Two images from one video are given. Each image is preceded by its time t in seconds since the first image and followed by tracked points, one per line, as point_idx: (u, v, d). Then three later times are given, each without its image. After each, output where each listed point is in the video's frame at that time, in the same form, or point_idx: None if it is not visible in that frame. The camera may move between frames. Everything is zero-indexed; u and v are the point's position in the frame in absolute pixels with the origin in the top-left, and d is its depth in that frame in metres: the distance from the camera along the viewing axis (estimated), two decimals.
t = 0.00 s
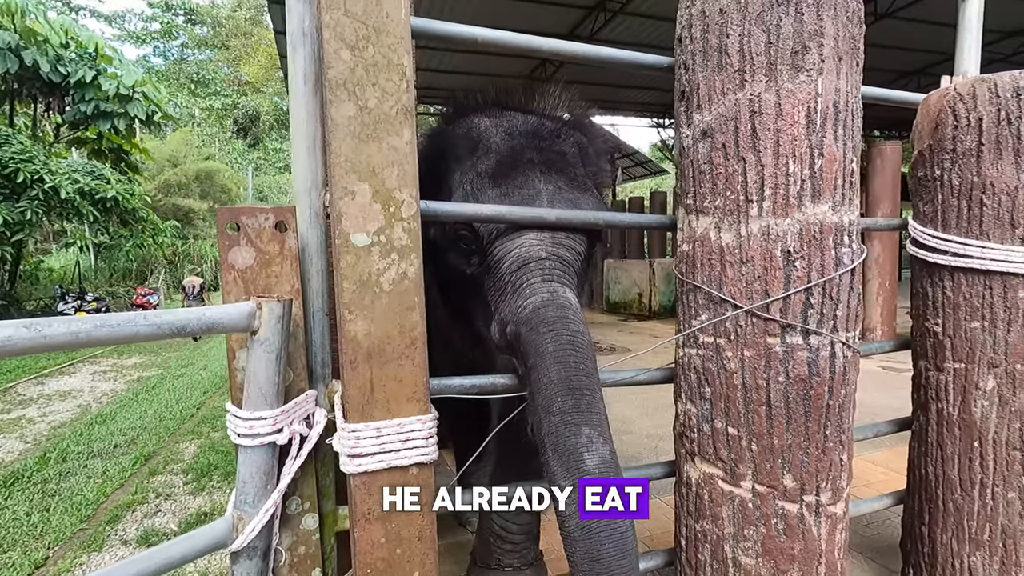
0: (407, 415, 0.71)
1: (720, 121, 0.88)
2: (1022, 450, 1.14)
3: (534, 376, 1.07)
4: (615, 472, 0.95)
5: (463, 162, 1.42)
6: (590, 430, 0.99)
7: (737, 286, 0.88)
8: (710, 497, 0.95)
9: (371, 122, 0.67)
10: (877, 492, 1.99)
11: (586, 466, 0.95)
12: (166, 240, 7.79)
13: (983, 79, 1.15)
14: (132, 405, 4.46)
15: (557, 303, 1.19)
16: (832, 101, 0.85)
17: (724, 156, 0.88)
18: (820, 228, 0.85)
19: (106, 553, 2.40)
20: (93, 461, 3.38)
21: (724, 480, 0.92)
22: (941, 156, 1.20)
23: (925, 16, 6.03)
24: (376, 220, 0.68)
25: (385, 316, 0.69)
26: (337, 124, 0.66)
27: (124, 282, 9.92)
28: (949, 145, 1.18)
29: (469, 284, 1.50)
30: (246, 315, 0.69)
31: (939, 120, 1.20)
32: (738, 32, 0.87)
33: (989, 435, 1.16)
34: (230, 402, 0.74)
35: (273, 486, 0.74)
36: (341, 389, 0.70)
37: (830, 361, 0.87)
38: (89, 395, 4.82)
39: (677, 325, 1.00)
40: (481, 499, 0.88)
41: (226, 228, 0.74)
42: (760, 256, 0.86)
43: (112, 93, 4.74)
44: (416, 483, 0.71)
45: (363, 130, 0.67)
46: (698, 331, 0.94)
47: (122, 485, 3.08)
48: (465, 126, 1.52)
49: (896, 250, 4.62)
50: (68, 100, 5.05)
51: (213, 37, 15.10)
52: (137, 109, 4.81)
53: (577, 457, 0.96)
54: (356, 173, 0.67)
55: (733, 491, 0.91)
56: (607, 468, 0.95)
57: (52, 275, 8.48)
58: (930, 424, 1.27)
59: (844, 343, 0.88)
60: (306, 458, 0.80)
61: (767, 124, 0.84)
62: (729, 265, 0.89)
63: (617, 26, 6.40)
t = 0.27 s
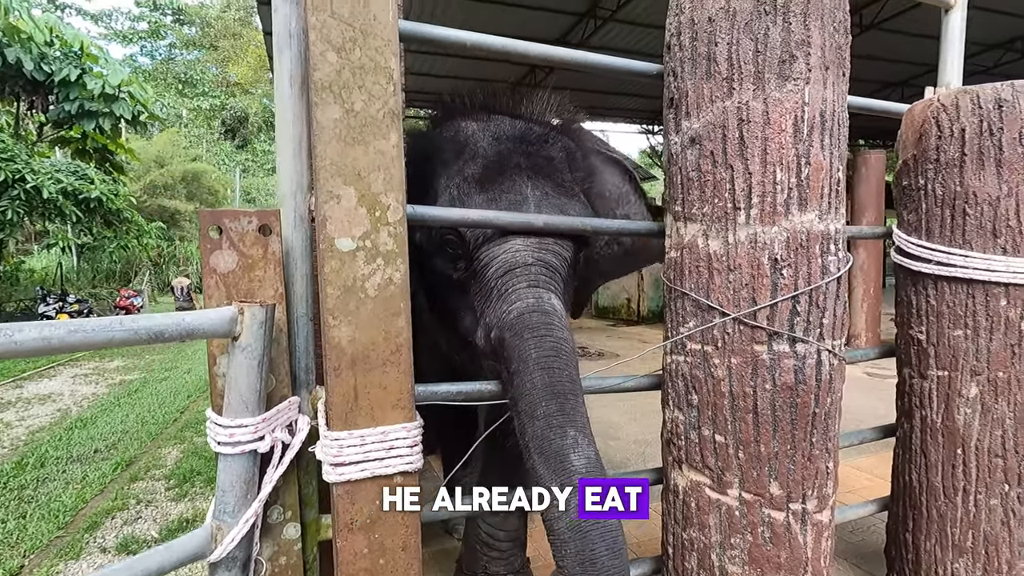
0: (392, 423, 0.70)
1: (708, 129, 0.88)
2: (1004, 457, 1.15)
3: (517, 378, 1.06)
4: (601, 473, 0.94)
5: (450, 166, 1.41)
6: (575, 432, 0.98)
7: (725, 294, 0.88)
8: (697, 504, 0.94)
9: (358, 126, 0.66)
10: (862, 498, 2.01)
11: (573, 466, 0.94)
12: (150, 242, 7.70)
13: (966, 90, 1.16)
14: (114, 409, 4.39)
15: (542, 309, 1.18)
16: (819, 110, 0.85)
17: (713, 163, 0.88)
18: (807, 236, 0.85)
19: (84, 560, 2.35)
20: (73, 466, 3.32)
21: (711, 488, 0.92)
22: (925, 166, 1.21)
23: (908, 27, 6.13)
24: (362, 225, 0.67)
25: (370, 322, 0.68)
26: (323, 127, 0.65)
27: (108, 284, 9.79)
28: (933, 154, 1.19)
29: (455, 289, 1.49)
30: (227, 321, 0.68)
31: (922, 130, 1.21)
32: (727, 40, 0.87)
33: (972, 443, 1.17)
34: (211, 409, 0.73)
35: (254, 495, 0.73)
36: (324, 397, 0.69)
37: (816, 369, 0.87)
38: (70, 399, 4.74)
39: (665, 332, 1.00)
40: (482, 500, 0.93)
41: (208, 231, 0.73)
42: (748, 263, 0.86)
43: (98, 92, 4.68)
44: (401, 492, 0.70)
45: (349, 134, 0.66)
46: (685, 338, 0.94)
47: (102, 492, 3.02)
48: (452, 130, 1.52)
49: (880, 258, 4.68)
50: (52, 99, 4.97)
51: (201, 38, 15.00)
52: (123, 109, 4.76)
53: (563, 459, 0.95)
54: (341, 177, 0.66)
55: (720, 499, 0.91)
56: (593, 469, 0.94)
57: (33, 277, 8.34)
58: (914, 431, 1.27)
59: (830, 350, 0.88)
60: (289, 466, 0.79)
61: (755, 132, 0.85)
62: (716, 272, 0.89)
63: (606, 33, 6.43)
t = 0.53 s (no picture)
0: (382, 439, 0.68)
1: (705, 142, 0.88)
2: (998, 473, 1.14)
3: (505, 385, 1.05)
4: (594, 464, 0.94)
5: (442, 176, 1.40)
6: (567, 423, 0.98)
7: (720, 308, 0.87)
8: (691, 521, 0.93)
9: (351, 137, 0.65)
10: (855, 511, 2.00)
11: (567, 451, 0.94)
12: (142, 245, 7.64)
13: (959, 107, 1.16)
14: (102, 414, 4.33)
15: (532, 319, 1.18)
16: (815, 126, 0.85)
17: (709, 177, 0.88)
18: (803, 252, 0.85)
19: (67, 570, 2.31)
20: (58, 473, 3.27)
21: (705, 504, 0.91)
22: (919, 181, 1.21)
23: (900, 41, 6.20)
24: (354, 238, 0.66)
25: (361, 336, 0.67)
26: (315, 137, 0.64)
27: (97, 286, 9.70)
28: (927, 169, 1.19)
29: (445, 301, 1.47)
30: (215, 334, 0.66)
31: (916, 145, 1.22)
32: (723, 54, 0.86)
33: (965, 459, 1.16)
34: (197, 424, 0.71)
35: (239, 512, 0.71)
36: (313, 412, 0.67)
37: (811, 385, 0.86)
38: (56, 403, 4.68)
39: (660, 345, 0.99)
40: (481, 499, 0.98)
41: (196, 240, 0.71)
42: (743, 278, 0.86)
43: (91, 93, 4.64)
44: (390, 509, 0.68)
45: (342, 144, 0.65)
46: (681, 352, 0.93)
47: (87, 499, 2.97)
48: (445, 140, 1.51)
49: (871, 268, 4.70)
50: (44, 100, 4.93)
51: (196, 41, 14.96)
52: (117, 110, 4.72)
53: (558, 447, 0.94)
54: (333, 189, 0.65)
55: (714, 516, 0.90)
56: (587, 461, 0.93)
57: (22, 279, 8.26)
58: (907, 446, 1.26)
59: (825, 367, 0.87)
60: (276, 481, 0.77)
61: (752, 147, 0.84)
62: (712, 286, 0.88)
63: (602, 42, 6.47)
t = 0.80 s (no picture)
0: (380, 446, 0.67)
1: (708, 145, 0.87)
2: (1001, 478, 1.13)
3: (503, 389, 1.03)
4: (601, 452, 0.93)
5: (439, 183, 1.39)
6: (570, 415, 0.97)
7: (723, 313, 0.86)
8: (692, 527, 0.92)
9: (349, 138, 0.64)
10: (856, 515, 1.99)
11: (573, 437, 0.92)
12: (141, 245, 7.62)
13: (963, 109, 1.15)
14: (99, 415, 4.32)
15: (530, 325, 1.17)
16: (819, 128, 0.84)
17: (712, 180, 0.87)
18: (807, 255, 0.84)
19: (63, 572, 2.29)
20: (55, 474, 3.25)
21: (708, 511, 0.90)
22: (922, 184, 1.20)
23: (899, 43, 6.19)
24: (352, 241, 0.65)
25: (359, 342, 0.66)
26: (313, 139, 0.63)
27: (96, 286, 9.68)
28: (930, 172, 1.18)
29: (441, 309, 1.46)
30: (210, 338, 0.65)
31: (919, 148, 1.21)
32: (726, 55, 0.86)
33: (969, 464, 1.14)
34: (192, 430, 0.70)
35: (235, 519, 0.70)
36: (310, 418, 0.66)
37: (815, 390, 0.85)
38: (54, 403, 4.66)
39: (662, 349, 0.98)
40: (481, 500, 0.99)
41: (191, 244, 0.70)
42: (746, 282, 0.84)
43: (89, 93, 4.61)
44: (388, 517, 0.67)
45: (340, 146, 0.64)
46: (682, 357, 0.92)
47: (84, 500, 2.96)
48: (442, 146, 1.50)
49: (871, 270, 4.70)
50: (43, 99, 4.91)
51: (195, 40, 14.93)
52: (116, 110, 4.71)
53: (565, 434, 0.93)
54: (331, 191, 0.64)
55: (716, 522, 0.89)
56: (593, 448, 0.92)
57: (19, 278, 8.23)
58: (909, 451, 1.25)
59: (829, 372, 0.86)
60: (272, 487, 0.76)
61: (755, 150, 0.83)
62: (714, 290, 0.87)
63: (602, 43, 6.46)
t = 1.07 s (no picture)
0: (381, 445, 0.66)
1: (710, 140, 0.86)
2: (1006, 476, 1.12)
3: (505, 386, 1.02)
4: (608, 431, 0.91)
5: (439, 183, 1.38)
6: (574, 404, 0.96)
7: (726, 310, 0.86)
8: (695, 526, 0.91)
9: (348, 135, 0.63)
10: (858, 512, 1.98)
11: (579, 421, 0.90)
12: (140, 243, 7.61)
13: (967, 104, 1.14)
14: (99, 414, 4.31)
15: (532, 324, 1.16)
16: (823, 123, 0.83)
17: (714, 175, 0.86)
18: (810, 252, 0.83)
19: (64, 571, 2.29)
20: (55, 473, 3.25)
21: (711, 509, 0.89)
22: (925, 179, 1.19)
23: (900, 38, 6.18)
24: (351, 238, 0.64)
25: (359, 340, 0.65)
26: (312, 135, 0.62)
27: (95, 284, 9.67)
28: (933, 168, 1.18)
29: (443, 310, 1.45)
30: (208, 337, 0.64)
31: (923, 143, 1.20)
32: (730, 50, 0.85)
33: (972, 461, 1.14)
34: (190, 430, 0.69)
35: (235, 520, 0.69)
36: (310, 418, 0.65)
37: (819, 388, 0.84)
38: (54, 402, 4.66)
39: (664, 347, 0.97)
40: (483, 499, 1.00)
41: (189, 242, 0.69)
42: (750, 279, 0.84)
43: (88, 91, 4.59)
44: (389, 517, 0.66)
45: (339, 142, 0.63)
46: (685, 354, 0.91)
47: (84, 499, 2.96)
48: (441, 145, 1.49)
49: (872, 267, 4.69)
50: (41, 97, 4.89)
51: (194, 38, 14.89)
52: (115, 108, 4.69)
53: (569, 418, 0.91)
54: (330, 188, 0.63)
55: (719, 521, 0.88)
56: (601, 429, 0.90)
57: (19, 277, 8.22)
58: (913, 448, 1.24)
59: (833, 369, 0.85)
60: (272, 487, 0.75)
61: (758, 145, 0.82)
62: (717, 287, 0.86)
63: (602, 40, 6.44)
